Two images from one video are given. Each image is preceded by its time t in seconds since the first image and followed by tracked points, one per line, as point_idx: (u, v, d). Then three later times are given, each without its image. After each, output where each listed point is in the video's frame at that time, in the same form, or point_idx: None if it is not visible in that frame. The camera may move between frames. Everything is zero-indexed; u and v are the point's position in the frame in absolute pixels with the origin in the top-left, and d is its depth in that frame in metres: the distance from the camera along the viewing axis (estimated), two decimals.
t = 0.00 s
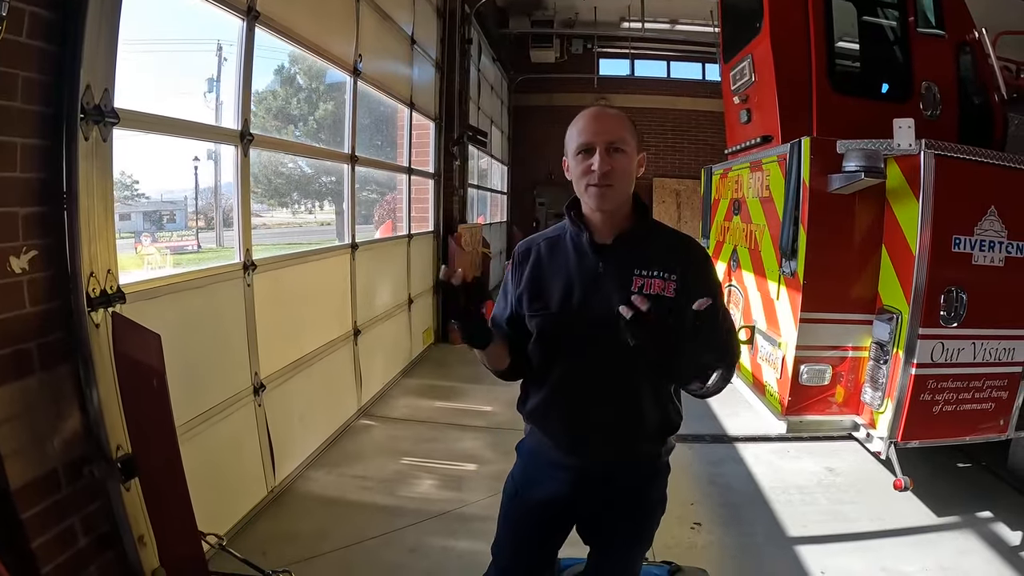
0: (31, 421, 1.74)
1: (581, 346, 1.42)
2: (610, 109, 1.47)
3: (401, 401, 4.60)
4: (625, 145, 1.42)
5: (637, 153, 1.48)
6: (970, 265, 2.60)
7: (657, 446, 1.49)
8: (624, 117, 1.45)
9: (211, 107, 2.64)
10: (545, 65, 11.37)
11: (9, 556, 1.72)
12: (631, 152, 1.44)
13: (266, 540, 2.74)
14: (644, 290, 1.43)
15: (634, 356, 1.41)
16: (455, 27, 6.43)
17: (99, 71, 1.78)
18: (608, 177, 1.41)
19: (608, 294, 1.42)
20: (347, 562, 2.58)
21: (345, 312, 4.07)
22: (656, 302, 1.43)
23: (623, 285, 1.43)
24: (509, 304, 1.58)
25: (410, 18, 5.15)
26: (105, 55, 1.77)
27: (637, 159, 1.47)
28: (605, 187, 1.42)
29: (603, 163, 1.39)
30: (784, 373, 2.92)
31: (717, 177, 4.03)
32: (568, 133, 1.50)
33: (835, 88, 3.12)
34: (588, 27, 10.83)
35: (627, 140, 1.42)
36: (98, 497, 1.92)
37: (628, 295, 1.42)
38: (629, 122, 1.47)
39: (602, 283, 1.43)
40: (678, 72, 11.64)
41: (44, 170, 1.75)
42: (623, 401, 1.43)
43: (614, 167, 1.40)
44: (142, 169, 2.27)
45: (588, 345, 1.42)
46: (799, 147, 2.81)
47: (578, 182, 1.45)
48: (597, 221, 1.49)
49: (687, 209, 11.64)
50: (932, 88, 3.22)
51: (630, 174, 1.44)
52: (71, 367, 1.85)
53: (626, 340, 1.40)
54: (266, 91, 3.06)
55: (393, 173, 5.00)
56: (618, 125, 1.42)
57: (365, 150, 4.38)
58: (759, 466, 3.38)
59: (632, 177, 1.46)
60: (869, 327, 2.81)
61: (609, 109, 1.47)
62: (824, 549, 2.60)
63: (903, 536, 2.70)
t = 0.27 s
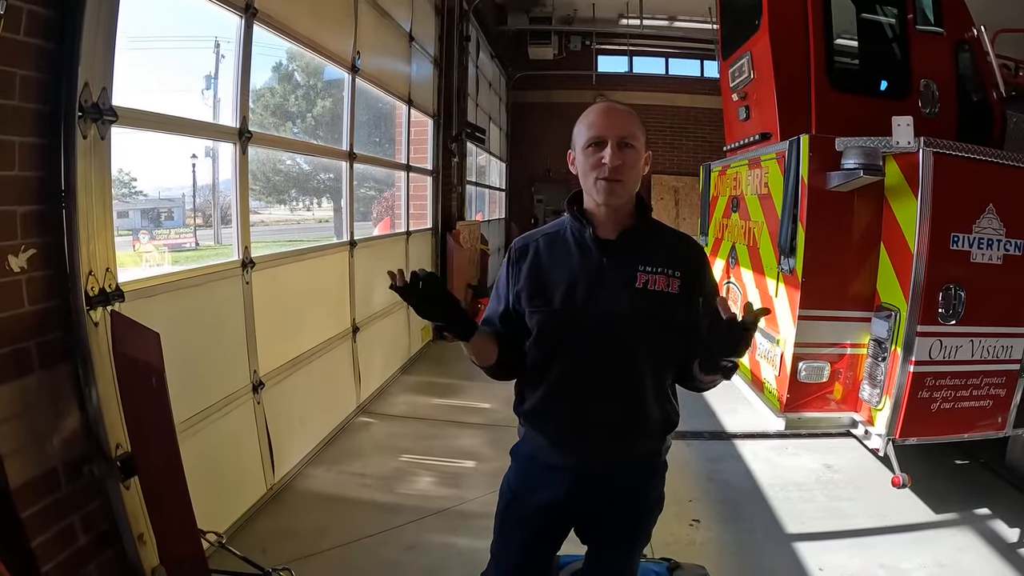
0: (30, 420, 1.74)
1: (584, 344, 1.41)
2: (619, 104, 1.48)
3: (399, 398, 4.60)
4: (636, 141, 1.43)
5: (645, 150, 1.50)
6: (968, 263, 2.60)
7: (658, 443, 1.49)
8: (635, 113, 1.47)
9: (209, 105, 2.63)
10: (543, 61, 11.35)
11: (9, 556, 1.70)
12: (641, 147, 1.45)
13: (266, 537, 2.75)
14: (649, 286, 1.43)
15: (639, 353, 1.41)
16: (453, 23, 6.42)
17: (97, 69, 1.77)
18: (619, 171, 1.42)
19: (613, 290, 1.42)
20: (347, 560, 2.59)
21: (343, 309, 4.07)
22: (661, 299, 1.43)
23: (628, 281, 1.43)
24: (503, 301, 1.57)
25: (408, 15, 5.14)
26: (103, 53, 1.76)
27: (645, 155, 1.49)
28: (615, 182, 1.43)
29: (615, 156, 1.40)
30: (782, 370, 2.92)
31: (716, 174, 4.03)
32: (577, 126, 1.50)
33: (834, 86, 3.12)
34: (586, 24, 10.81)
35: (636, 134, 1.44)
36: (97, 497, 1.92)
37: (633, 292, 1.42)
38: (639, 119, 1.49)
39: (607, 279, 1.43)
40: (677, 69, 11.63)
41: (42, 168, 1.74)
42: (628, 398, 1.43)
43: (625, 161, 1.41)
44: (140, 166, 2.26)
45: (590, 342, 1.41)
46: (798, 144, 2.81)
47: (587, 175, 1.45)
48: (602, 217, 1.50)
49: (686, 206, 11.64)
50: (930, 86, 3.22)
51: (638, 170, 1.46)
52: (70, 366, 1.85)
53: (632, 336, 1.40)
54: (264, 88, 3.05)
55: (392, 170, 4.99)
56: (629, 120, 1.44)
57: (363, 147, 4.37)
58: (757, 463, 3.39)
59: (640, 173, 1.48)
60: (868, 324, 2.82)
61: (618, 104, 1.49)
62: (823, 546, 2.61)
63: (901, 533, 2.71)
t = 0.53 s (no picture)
0: (29, 419, 1.74)
1: (579, 343, 1.41)
2: (618, 102, 1.47)
3: (399, 396, 4.61)
4: (634, 141, 1.43)
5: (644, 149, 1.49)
6: (968, 262, 2.61)
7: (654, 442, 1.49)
8: (634, 113, 1.47)
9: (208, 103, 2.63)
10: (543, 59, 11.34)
11: (9, 555, 1.73)
12: (639, 146, 1.45)
13: (266, 535, 2.75)
14: (645, 285, 1.43)
15: (635, 352, 1.41)
16: (453, 21, 6.41)
17: (97, 68, 1.75)
18: (617, 170, 1.41)
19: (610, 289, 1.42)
20: (346, 558, 2.59)
21: (343, 307, 4.07)
22: (655, 297, 1.43)
23: (624, 279, 1.43)
24: (499, 299, 1.59)
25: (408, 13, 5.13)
26: (102, 51, 1.74)
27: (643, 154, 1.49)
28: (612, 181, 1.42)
29: (613, 155, 1.39)
30: (782, 368, 2.93)
31: (715, 173, 4.03)
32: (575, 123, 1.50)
33: (834, 84, 3.12)
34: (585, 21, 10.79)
35: (635, 134, 1.43)
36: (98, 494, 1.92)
37: (629, 291, 1.42)
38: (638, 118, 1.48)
39: (603, 277, 1.43)
40: (676, 66, 11.62)
41: (41, 167, 1.74)
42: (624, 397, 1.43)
43: (623, 161, 1.41)
44: (139, 164, 2.26)
45: (585, 341, 1.41)
46: (797, 142, 2.81)
47: (585, 174, 1.45)
48: (599, 216, 1.49)
49: (685, 204, 11.64)
50: (930, 85, 3.22)
51: (636, 169, 1.45)
52: (70, 364, 1.85)
53: (627, 336, 1.40)
54: (263, 85, 3.05)
55: (391, 168, 4.99)
56: (628, 119, 1.43)
57: (363, 145, 4.37)
58: (756, 461, 3.40)
59: (638, 172, 1.47)
60: (867, 323, 2.82)
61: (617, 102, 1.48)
62: (821, 544, 2.62)
63: (900, 531, 2.72)
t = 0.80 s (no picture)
0: (30, 418, 1.74)
1: (576, 341, 1.41)
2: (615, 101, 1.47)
3: (400, 395, 4.61)
4: (631, 142, 1.43)
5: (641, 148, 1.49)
6: (969, 261, 2.60)
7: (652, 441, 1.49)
8: (631, 112, 1.46)
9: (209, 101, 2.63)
10: (544, 57, 11.33)
11: (9, 553, 1.72)
12: (635, 146, 1.45)
13: (267, 533, 2.76)
14: (642, 283, 1.42)
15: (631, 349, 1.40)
16: (454, 19, 6.40)
17: (98, 67, 1.75)
18: (613, 170, 1.41)
19: (607, 286, 1.42)
20: (347, 556, 2.59)
21: (344, 305, 4.07)
22: (652, 294, 1.42)
23: (621, 277, 1.42)
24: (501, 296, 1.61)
25: (409, 11, 5.13)
26: (103, 52, 1.73)
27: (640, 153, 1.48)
28: (608, 182, 1.43)
29: (609, 156, 1.39)
30: (783, 367, 2.92)
31: (716, 171, 4.03)
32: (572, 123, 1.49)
33: (835, 83, 3.11)
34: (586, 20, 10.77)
35: (631, 134, 1.43)
36: (98, 494, 1.92)
37: (626, 288, 1.41)
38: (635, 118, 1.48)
39: (601, 275, 1.43)
40: (677, 65, 11.60)
41: (42, 165, 1.74)
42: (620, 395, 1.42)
43: (619, 162, 1.41)
44: (140, 163, 2.26)
45: (583, 340, 1.41)
46: (798, 141, 2.81)
47: (582, 175, 1.45)
48: (597, 215, 1.50)
49: (686, 202, 11.63)
50: (931, 83, 3.20)
51: (633, 169, 1.45)
52: (70, 363, 1.85)
53: (623, 334, 1.40)
54: (264, 84, 3.05)
55: (392, 166, 4.99)
56: (624, 118, 1.43)
57: (364, 143, 4.37)
58: (757, 459, 3.40)
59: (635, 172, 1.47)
60: (868, 322, 2.82)
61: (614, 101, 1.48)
62: (822, 543, 2.62)
63: (901, 530, 2.72)
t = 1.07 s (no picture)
0: (31, 416, 1.74)
1: (572, 339, 1.42)
2: (603, 105, 1.38)
3: (400, 392, 4.62)
4: (616, 154, 1.35)
5: (631, 150, 1.41)
6: (970, 259, 2.60)
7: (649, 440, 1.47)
8: (615, 116, 1.37)
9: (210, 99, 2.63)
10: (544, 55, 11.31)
11: (10, 550, 1.73)
12: (623, 158, 1.38)
13: (267, 531, 2.76)
14: (637, 280, 1.41)
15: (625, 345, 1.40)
16: (454, 16, 6.39)
17: (98, 65, 1.78)
18: (597, 189, 1.38)
19: (602, 283, 1.42)
20: (348, 554, 2.60)
21: (344, 303, 4.07)
22: (647, 291, 1.41)
23: (616, 274, 1.42)
24: (497, 285, 1.61)
25: (409, 9, 5.12)
26: (104, 50, 1.76)
27: (631, 160, 1.41)
28: (597, 197, 1.39)
29: (591, 178, 1.35)
30: (783, 365, 2.92)
31: (717, 169, 4.03)
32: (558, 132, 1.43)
33: (835, 81, 3.11)
34: (587, 17, 10.76)
35: (618, 146, 1.36)
36: (99, 491, 1.92)
37: (621, 285, 1.41)
38: (622, 119, 1.38)
39: (596, 272, 1.43)
40: (678, 62, 11.58)
41: (43, 164, 1.74)
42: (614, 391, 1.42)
43: (604, 180, 1.36)
44: (140, 161, 2.26)
45: (578, 337, 1.42)
46: (799, 139, 2.81)
47: (570, 191, 1.42)
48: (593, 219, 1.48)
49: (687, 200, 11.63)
50: (932, 82, 3.20)
51: (621, 180, 1.40)
52: (71, 361, 1.85)
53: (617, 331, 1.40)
54: (264, 82, 3.05)
55: (392, 164, 4.99)
56: (609, 130, 1.35)
57: (364, 141, 4.37)
58: (757, 457, 3.40)
59: (625, 180, 1.41)
60: (868, 320, 2.82)
61: (602, 105, 1.39)
62: (822, 541, 2.62)
63: (901, 529, 2.72)
